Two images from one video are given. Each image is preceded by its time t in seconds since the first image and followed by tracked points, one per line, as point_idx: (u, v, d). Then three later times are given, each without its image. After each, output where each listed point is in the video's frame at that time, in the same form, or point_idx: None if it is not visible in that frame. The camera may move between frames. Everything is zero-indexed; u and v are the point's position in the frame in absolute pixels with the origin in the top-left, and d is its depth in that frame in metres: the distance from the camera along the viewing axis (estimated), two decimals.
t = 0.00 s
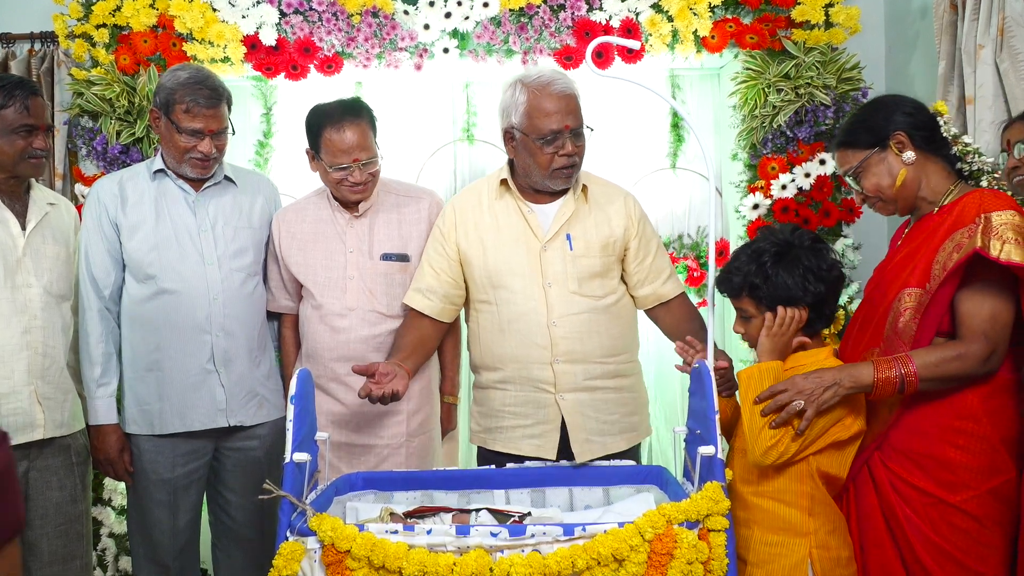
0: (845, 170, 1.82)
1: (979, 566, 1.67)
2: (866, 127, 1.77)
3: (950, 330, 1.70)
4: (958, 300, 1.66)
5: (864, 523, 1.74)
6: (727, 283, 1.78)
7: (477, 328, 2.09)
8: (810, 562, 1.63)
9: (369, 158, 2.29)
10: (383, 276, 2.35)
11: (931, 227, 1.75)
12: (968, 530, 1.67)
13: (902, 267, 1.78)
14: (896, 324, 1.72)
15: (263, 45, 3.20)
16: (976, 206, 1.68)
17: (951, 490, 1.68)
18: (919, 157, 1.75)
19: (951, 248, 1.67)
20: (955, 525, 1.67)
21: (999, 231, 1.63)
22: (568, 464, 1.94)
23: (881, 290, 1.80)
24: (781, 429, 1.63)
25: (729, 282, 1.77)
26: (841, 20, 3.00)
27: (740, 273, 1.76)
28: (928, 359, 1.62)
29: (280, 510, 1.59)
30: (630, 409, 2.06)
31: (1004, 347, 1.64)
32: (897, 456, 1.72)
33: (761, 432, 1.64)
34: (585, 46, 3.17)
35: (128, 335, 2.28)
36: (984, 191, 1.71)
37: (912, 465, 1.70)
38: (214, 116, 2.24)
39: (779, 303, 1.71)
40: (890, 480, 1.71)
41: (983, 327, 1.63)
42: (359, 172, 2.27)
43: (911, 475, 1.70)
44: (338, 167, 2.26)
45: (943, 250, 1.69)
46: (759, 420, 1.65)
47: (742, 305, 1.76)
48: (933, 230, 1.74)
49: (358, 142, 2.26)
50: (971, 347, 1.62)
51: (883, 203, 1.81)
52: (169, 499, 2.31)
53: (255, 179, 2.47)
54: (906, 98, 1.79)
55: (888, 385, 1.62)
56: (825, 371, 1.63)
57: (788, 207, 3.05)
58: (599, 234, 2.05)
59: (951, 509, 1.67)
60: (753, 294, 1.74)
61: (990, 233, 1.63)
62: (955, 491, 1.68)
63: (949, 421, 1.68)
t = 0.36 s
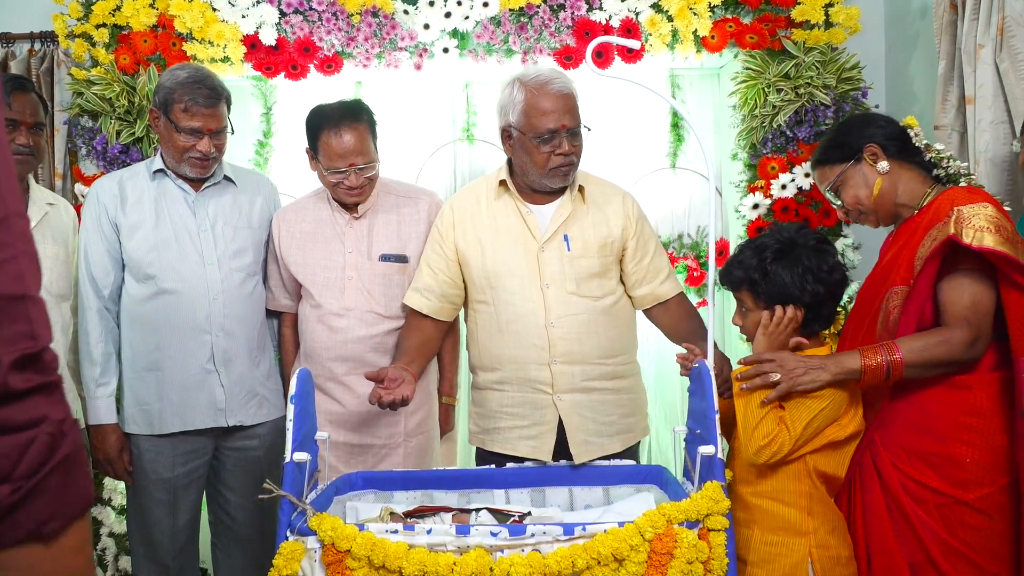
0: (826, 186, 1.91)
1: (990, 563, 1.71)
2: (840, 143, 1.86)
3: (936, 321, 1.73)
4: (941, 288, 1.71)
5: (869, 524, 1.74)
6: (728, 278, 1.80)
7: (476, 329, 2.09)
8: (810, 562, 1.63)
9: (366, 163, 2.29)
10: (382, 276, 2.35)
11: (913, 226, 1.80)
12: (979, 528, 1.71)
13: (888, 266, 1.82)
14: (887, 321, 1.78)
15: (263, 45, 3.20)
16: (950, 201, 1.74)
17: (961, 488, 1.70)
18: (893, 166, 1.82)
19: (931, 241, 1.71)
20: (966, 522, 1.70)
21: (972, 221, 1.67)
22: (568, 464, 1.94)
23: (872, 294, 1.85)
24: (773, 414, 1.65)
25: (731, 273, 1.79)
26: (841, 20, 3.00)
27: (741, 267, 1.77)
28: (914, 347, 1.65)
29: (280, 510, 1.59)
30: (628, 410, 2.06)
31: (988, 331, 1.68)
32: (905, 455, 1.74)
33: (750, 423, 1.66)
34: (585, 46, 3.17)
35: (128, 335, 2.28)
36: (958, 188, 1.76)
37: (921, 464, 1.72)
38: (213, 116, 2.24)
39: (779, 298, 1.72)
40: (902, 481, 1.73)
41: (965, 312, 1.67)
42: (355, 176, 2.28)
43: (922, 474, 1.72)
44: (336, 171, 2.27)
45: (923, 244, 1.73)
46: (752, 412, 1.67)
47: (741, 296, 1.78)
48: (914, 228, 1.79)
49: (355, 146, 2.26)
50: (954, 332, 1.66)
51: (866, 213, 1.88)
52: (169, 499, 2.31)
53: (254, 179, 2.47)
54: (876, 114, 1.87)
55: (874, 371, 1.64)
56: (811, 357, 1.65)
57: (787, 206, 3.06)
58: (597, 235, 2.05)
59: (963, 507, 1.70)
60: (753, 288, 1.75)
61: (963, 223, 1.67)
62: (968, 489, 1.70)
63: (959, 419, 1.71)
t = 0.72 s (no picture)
0: (806, 197, 1.92)
1: (1001, 560, 1.70)
2: (817, 155, 1.88)
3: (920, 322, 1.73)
4: (924, 288, 1.70)
5: (875, 523, 1.74)
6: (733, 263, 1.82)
7: (475, 329, 2.09)
8: (808, 562, 1.63)
9: (368, 160, 2.30)
10: (380, 277, 2.35)
11: (897, 229, 1.80)
12: (987, 525, 1.71)
13: (875, 270, 1.83)
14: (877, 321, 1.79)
15: (262, 44, 3.21)
16: (930, 204, 1.74)
17: (968, 485, 1.71)
18: (872, 170, 1.83)
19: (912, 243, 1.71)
20: (975, 519, 1.70)
21: (954, 222, 1.67)
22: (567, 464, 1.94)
23: (861, 296, 1.86)
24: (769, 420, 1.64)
25: (732, 262, 1.81)
26: (840, 19, 3.00)
27: (742, 257, 1.79)
28: (897, 348, 1.64)
29: (279, 509, 1.59)
30: (627, 410, 2.06)
31: (968, 330, 1.67)
32: (910, 455, 1.74)
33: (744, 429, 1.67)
34: (585, 45, 3.17)
35: (126, 335, 2.28)
36: (937, 191, 1.77)
37: (926, 463, 1.73)
38: (206, 108, 2.24)
39: (770, 294, 1.73)
40: (908, 481, 1.73)
41: (946, 310, 1.66)
42: (359, 174, 2.28)
43: (930, 473, 1.72)
44: (339, 171, 2.26)
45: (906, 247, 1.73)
46: (745, 418, 1.69)
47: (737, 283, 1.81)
48: (897, 231, 1.79)
49: (356, 145, 2.27)
50: (935, 332, 1.64)
51: (850, 220, 1.89)
52: (168, 499, 2.31)
53: (252, 178, 2.47)
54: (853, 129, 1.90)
55: (858, 376, 1.64)
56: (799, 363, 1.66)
57: (787, 207, 3.07)
58: (596, 235, 2.05)
59: (970, 504, 1.70)
60: (748, 279, 1.77)
61: (943, 224, 1.67)
62: (976, 486, 1.71)
63: (962, 416, 1.71)
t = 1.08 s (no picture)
0: (801, 202, 1.91)
1: (999, 559, 1.71)
2: (811, 158, 1.86)
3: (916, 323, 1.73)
4: (919, 289, 1.70)
5: (875, 523, 1.75)
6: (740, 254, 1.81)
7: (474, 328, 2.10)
8: (806, 563, 1.64)
9: (366, 159, 2.30)
10: (379, 278, 2.34)
11: (893, 231, 1.80)
12: (985, 523, 1.71)
13: (872, 272, 1.83)
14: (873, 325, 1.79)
15: (262, 44, 3.21)
16: (926, 207, 1.74)
17: (966, 484, 1.71)
18: (868, 175, 1.83)
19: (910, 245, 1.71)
20: (973, 518, 1.71)
21: (951, 224, 1.66)
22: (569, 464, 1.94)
23: (857, 299, 1.86)
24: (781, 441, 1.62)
25: (733, 259, 1.82)
26: (840, 19, 3.00)
27: (743, 253, 1.79)
28: (895, 350, 1.64)
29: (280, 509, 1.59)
30: (625, 410, 2.06)
31: (961, 330, 1.67)
32: (906, 455, 1.75)
33: (750, 453, 1.65)
34: (585, 45, 3.17)
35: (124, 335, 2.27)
36: (932, 194, 1.77)
37: (923, 462, 1.73)
38: (210, 111, 2.24)
39: (766, 295, 1.73)
40: (907, 480, 1.74)
41: (941, 311, 1.66)
42: (358, 174, 2.28)
43: (927, 472, 1.73)
44: (338, 170, 2.26)
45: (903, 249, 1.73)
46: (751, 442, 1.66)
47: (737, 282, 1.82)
48: (892, 233, 1.79)
49: (355, 143, 2.27)
50: (930, 333, 1.65)
51: (846, 223, 1.89)
52: (166, 499, 2.31)
53: (250, 178, 2.47)
54: (840, 127, 1.89)
55: (860, 382, 1.63)
56: (797, 378, 1.63)
57: (787, 207, 3.08)
58: (594, 236, 2.04)
59: (969, 504, 1.71)
60: (746, 275, 1.78)
61: (939, 227, 1.67)
62: (973, 485, 1.71)
63: (959, 416, 1.72)
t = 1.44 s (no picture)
0: (807, 187, 1.88)
1: (994, 557, 1.70)
2: (824, 144, 1.84)
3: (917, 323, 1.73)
4: (917, 289, 1.70)
5: (871, 523, 1.74)
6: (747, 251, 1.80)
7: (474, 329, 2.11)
8: (807, 564, 1.64)
9: (362, 159, 2.30)
10: (377, 278, 2.34)
11: (898, 230, 1.80)
12: (980, 522, 1.71)
13: (875, 272, 1.83)
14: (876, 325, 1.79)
15: (262, 44, 3.21)
16: (931, 207, 1.74)
17: (961, 483, 1.71)
18: (878, 169, 1.82)
19: (914, 246, 1.71)
20: (968, 517, 1.70)
21: (955, 225, 1.66)
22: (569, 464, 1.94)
23: (859, 298, 1.87)
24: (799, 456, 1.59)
25: (738, 258, 1.81)
26: (840, 19, 3.00)
27: (748, 253, 1.78)
28: (892, 355, 1.64)
29: (278, 509, 1.59)
30: (624, 411, 2.05)
31: (958, 330, 1.67)
32: (902, 455, 1.74)
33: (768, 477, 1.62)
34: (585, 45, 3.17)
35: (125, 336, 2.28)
36: (938, 193, 1.76)
37: (918, 462, 1.73)
38: (207, 104, 2.24)
39: (771, 295, 1.72)
40: (901, 480, 1.73)
41: (938, 311, 1.65)
42: (354, 173, 2.28)
43: (922, 473, 1.72)
44: (334, 170, 2.26)
45: (907, 249, 1.73)
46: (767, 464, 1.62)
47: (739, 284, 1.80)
48: (897, 232, 1.80)
49: (352, 143, 2.27)
50: (926, 334, 1.64)
51: (846, 215, 1.87)
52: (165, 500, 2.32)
53: (247, 178, 2.48)
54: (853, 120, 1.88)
55: (859, 388, 1.62)
56: (796, 394, 1.63)
57: (787, 207, 3.07)
58: (591, 237, 2.04)
59: (965, 503, 1.70)
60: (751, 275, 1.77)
61: (944, 228, 1.66)
62: (967, 484, 1.71)
63: (956, 415, 1.71)
